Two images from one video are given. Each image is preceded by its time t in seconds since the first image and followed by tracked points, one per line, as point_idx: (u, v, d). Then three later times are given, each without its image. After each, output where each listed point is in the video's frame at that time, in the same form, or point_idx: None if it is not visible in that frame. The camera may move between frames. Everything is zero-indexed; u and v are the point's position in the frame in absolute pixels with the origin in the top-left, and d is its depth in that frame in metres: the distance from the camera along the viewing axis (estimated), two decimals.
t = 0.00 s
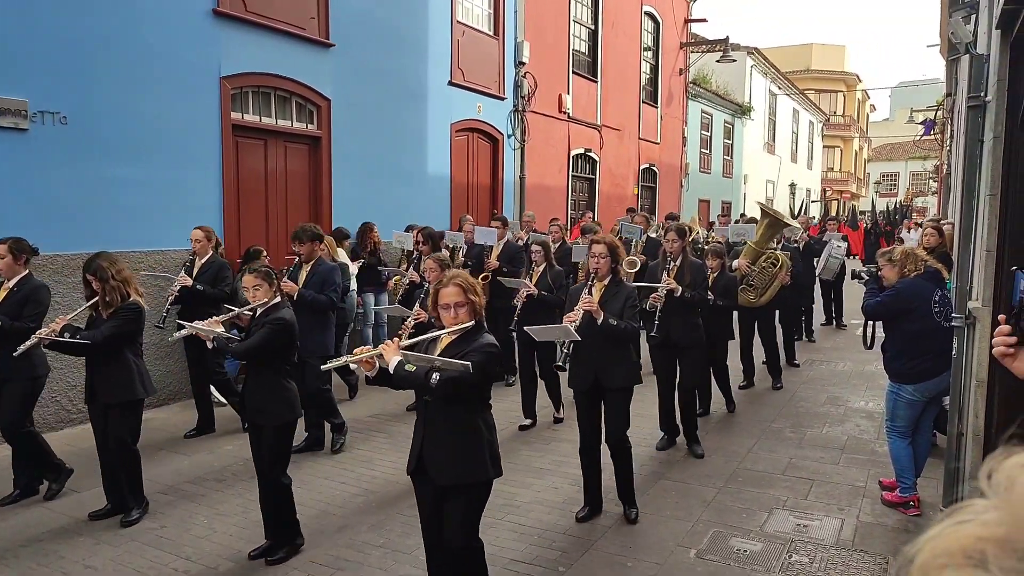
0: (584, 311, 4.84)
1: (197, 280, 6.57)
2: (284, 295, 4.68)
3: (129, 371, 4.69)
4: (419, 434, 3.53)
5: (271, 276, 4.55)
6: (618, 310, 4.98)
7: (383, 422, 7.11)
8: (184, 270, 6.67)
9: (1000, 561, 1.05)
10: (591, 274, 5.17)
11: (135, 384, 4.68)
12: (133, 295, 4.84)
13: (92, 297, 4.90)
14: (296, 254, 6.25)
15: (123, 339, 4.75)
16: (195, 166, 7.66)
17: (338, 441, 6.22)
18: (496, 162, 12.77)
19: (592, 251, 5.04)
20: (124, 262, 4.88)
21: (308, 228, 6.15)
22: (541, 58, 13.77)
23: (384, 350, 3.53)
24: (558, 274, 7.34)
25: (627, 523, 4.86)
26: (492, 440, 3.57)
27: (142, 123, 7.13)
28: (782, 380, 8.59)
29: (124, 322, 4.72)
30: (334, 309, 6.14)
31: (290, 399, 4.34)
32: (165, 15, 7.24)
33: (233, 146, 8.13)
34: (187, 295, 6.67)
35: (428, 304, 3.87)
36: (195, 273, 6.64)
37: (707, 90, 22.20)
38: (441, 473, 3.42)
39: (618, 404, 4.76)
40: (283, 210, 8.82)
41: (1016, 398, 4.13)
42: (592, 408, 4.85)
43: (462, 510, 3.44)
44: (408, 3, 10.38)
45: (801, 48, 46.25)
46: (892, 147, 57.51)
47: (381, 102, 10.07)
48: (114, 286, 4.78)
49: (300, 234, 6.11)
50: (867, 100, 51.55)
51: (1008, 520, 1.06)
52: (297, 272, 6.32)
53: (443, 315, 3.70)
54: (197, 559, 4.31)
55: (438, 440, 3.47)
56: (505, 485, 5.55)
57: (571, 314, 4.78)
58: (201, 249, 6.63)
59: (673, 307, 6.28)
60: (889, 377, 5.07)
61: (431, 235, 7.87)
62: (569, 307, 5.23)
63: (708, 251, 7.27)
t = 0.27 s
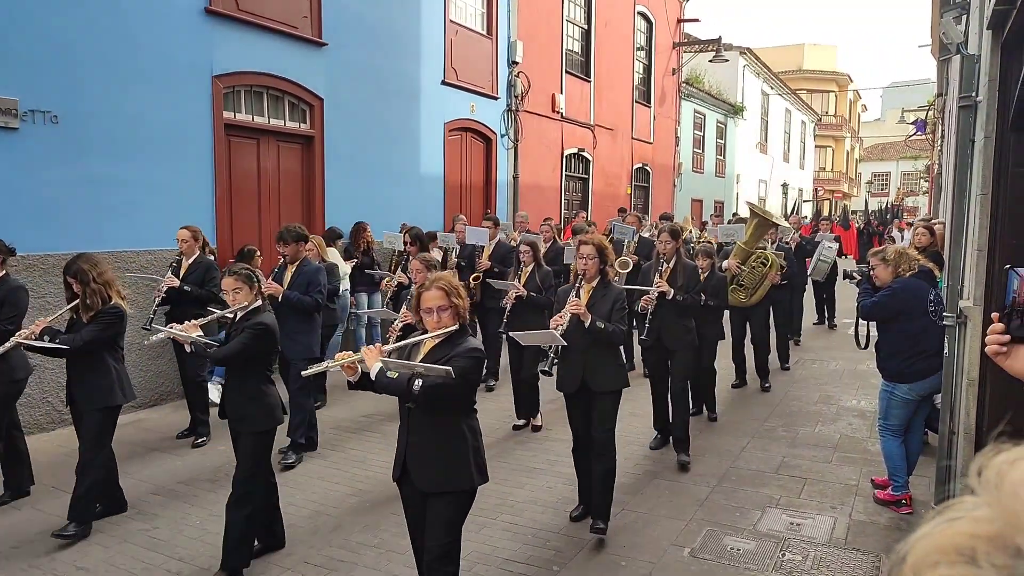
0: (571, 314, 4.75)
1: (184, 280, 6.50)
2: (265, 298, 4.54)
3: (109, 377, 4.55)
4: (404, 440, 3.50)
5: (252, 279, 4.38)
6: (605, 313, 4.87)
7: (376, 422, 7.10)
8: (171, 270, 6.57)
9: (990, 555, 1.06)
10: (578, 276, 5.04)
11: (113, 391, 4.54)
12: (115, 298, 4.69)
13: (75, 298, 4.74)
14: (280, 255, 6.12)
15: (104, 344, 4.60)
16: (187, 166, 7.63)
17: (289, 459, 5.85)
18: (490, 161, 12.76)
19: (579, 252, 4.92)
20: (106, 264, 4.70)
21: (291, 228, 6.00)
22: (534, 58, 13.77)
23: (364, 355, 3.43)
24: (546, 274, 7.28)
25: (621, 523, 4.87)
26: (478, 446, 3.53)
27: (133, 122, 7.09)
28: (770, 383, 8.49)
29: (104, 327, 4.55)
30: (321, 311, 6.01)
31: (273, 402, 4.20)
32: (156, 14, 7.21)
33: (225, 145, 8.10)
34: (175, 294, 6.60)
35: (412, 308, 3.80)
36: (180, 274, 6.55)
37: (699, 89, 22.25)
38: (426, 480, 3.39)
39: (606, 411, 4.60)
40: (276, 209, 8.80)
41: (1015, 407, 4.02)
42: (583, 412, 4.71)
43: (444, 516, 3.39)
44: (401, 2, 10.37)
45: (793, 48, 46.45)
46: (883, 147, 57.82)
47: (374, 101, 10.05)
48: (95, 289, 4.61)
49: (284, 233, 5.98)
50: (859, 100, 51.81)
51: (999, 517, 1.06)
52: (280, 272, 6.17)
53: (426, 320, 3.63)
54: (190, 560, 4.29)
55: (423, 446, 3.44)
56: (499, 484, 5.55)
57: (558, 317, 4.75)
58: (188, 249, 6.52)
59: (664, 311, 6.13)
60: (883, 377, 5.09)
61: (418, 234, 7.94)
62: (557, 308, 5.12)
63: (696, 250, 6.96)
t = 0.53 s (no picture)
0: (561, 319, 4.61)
1: (174, 282, 6.44)
2: (244, 301, 4.52)
3: (83, 388, 4.38)
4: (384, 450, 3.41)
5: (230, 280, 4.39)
6: (598, 318, 4.72)
7: (370, 422, 7.09)
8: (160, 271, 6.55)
9: (971, 555, 1.05)
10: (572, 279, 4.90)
11: (83, 404, 4.35)
12: (92, 306, 4.51)
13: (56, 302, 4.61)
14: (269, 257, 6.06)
15: (80, 352, 4.43)
16: (181, 166, 7.61)
17: (271, 467, 5.69)
18: (484, 161, 12.77)
19: (573, 254, 4.79)
20: (87, 269, 4.53)
21: (281, 231, 5.94)
22: (528, 59, 13.77)
23: (345, 361, 3.34)
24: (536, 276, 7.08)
25: (616, 523, 4.87)
26: (460, 459, 3.42)
27: (126, 122, 7.06)
28: (755, 389, 8.29)
29: (78, 338, 4.37)
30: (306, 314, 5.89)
31: (247, 409, 4.12)
32: (150, 14, 7.19)
33: (219, 146, 8.08)
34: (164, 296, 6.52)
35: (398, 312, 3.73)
36: (169, 276, 6.48)
37: (694, 90, 22.29)
38: (403, 493, 3.30)
39: (594, 416, 4.48)
40: (270, 210, 8.78)
41: (1008, 407, 4.04)
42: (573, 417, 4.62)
43: (427, 533, 3.29)
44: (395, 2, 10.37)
45: (786, 49, 46.62)
46: (877, 148, 58.09)
47: (368, 101, 10.04)
48: (72, 296, 4.45)
49: (272, 235, 5.92)
50: (852, 101, 52.01)
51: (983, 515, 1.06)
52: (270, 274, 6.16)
53: (411, 325, 3.56)
54: (184, 561, 4.27)
55: (402, 457, 3.35)
56: (494, 484, 5.55)
57: (550, 323, 4.60)
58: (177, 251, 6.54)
59: (662, 313, 6.07)
60: (876, 376, 5.11)
61: (408, 235, 7.81)
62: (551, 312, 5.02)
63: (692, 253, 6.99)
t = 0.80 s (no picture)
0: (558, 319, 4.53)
1: (163, 283, 6.32)
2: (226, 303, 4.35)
3: (61, 391, 4.26)
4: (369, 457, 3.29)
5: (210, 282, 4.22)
6: (595, 319, 4.66)
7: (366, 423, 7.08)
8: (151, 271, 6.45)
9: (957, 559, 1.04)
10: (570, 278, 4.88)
11: (61, 408, 4.23)
12: (71, 307, 4.40)
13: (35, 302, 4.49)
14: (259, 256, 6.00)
15: (58, 354, 4.32)
16: (177, 167, 7.60)
17: (266, 468, 5.67)
18: (480, 161, 12.76)
19: (570, 253, 4.75)
20: (68, 269, 4.43)
21: (271, 231, 5.83)
22: (524, 59, 13.76)
23: (327, 364, 3.27)
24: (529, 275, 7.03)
25: (611, 522, 4.87)
26: (448, 468, 3.27)
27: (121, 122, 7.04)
28: (751, 389, 8.28)
29: (56, 338, 4.27)
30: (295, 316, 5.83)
31: (227, 418, 3.97)
32: (144, 13, 7.17)
33: (214, 145, 8.05)
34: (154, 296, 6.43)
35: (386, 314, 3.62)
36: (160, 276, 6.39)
37: (689, 90, 22.32)
38: (388, 501, 3.17)
39: (589, 421, 4.43)
40: (265, 210, 8.76)
41: (1003, 407, 4.05)
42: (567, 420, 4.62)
43: (415, 547, 3.17)
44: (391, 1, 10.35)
45: (781, 49, 46.72)
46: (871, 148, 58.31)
47: (364, 100, 10.02)
48: (53, 296, 4.34)
49: (262, 236, 5.84)
50: (846, 101, 52.19)
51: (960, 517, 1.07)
52: (259, 274, 6.06)
53: (396, 327, 3.43)
54: (179, 562, 4.26)
55: (387, 464, 3.22)
56: (490, 484, 5.55)
57: (545, 322, 4.48)
58: (167, 250, 6.36)
59: (662, 311, 6.02)
60: (868, 375, 5.13)
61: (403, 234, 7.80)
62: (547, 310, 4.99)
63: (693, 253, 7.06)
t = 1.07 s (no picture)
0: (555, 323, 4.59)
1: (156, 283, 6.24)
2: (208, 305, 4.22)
3: (48, 393, 4.21)
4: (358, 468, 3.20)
5: (194, 284, 4.08)
6: (594, 321, 4.61)
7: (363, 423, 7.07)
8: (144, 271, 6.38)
9: (956, 566, 0.98)
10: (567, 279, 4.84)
11: (49, 410, 4.19)
12: (55, 308, 4.29)
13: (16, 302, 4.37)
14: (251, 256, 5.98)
15: (45, 357, 4.26)
16: (173, 167, 7.59)
17: (263, 467, 5.69)
18: (477, 161, 12.76)
19: (568, 254, 4.73)
20: (49, 269, 4.30)
21: (263, 231, 5.80)
22: (520, 59, 13.77)
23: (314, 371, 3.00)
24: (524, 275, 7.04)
25: (608, 522, 4.88)
26: (438, 479, 3.18)
27: (116, 122, 7.02)
28: (748, 389, 8.29)
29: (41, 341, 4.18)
30: (287, 318, 5.82)
31: (215, 422, 3.90)
32: (140, 12, 7.15)
33: (210, 145, 8.05)
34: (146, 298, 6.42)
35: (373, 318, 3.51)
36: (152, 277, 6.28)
37: (686, 90, 22.34)
38: (376, 513, 3.07)
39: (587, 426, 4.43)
40: (262, 210, 8.76)
41: (997, 406, 4.06)
42: (560, 424, 4.49)
43: (408, 561, 3.09)
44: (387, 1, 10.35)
45: (777, 49, 46.84)
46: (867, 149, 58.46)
47: (361, 100, 10.02)
48: (34, 298, 4.21)
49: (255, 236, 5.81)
50: (842, 101, 52.33)
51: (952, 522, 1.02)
52: (252, 275, 6.01)
53: (383, 330, 3.32)
54: (175, 562, 4.26)
55: (376, 475, 3.13)
56: (487, 484, 5.55)
57: (541, 326, 4.55)
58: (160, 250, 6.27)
59: (660, 313, 5.92)
60: (864, 374, 5.15)
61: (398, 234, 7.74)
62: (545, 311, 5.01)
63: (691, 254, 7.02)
